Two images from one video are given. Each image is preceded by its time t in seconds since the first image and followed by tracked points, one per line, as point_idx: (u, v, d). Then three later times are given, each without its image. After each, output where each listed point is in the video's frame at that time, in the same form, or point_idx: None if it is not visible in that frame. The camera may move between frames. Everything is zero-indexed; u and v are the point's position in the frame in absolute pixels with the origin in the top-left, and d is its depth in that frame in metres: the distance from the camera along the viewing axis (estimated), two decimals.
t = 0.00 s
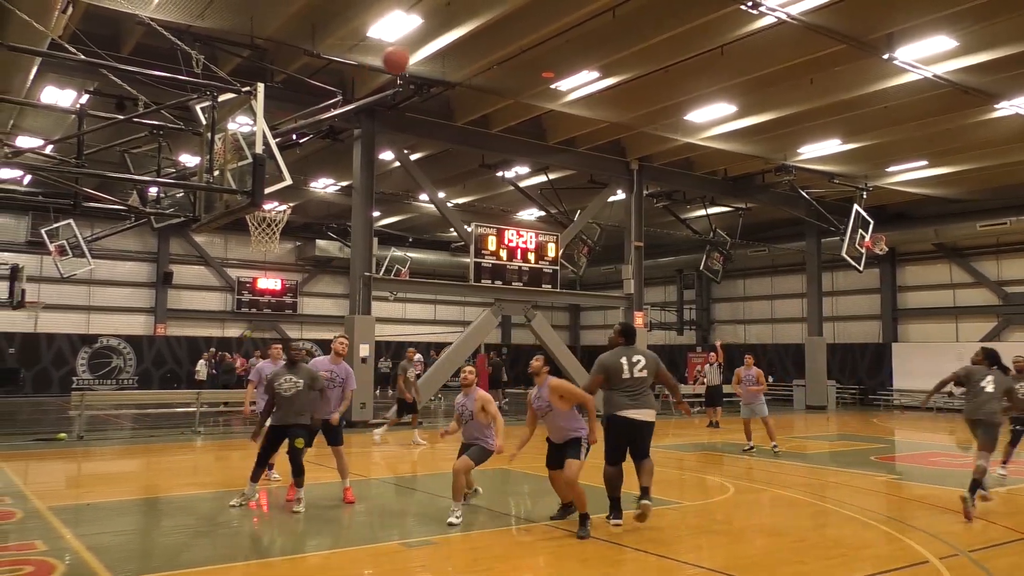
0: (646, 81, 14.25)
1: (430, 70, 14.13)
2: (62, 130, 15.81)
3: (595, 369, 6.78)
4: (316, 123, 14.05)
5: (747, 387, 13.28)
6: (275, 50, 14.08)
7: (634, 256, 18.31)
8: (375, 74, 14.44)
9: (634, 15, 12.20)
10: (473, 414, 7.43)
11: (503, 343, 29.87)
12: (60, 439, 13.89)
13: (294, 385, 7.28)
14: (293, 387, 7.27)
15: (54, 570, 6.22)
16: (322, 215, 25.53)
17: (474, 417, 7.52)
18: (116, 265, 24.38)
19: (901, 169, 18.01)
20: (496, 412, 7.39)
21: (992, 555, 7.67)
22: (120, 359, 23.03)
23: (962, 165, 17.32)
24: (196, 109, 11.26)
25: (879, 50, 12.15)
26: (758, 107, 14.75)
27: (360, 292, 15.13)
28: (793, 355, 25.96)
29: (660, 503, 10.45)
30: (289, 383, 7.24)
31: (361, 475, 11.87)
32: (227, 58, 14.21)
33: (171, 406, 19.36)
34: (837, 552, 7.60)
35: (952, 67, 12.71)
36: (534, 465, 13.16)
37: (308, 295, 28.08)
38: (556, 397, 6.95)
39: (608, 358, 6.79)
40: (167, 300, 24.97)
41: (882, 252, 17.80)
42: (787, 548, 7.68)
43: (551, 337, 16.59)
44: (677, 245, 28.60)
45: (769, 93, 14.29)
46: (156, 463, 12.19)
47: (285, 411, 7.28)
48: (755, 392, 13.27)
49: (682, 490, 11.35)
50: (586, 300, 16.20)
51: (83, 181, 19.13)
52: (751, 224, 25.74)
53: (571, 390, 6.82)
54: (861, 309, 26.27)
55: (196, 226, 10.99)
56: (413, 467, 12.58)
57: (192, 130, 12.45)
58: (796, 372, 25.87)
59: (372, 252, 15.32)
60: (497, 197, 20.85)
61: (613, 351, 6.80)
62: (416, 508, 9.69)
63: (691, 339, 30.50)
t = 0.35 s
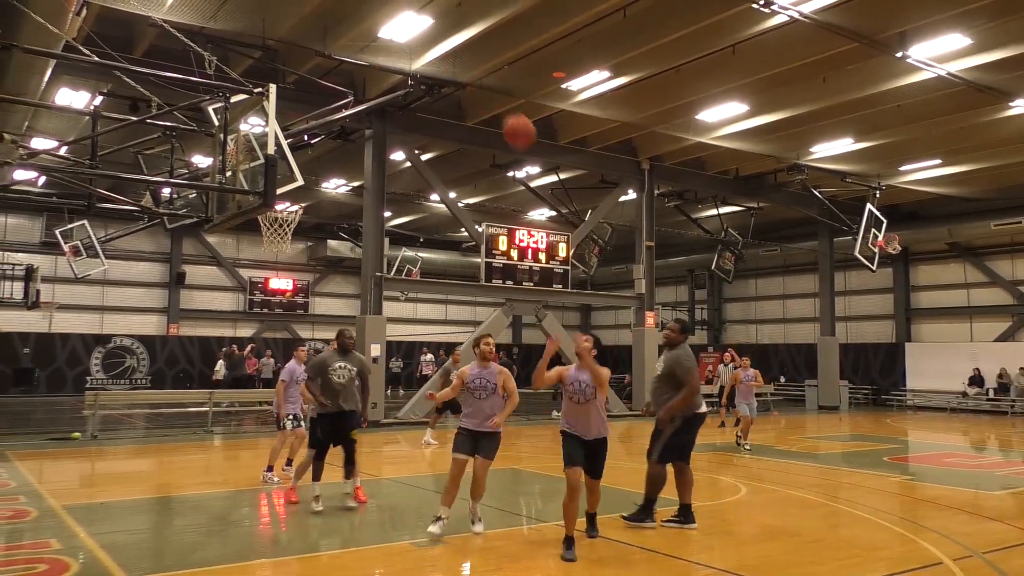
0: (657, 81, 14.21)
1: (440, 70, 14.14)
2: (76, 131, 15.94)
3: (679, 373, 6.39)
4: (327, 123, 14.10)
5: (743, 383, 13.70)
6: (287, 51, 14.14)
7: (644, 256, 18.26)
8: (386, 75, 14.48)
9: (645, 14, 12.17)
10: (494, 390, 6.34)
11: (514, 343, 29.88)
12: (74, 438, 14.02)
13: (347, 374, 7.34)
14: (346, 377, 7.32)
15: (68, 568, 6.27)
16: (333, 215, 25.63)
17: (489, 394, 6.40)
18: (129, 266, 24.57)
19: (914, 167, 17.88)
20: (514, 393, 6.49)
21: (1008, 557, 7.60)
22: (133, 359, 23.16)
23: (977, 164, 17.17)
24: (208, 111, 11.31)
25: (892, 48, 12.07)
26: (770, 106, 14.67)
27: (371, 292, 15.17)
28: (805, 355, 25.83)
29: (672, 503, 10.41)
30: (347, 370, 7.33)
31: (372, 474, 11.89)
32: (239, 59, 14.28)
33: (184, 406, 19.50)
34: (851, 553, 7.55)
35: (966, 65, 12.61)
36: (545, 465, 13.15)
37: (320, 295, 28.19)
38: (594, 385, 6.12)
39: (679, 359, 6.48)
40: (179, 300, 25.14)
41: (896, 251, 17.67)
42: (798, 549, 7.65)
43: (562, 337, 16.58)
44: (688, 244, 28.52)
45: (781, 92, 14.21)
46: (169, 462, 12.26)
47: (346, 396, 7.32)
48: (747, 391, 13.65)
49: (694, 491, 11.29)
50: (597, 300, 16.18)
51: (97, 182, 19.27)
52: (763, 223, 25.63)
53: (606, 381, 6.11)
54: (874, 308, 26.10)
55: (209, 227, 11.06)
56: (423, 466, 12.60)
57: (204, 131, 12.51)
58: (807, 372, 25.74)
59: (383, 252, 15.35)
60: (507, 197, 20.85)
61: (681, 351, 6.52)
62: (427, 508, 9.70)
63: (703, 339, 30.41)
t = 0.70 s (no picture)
0: (628, 82, 14.30)
1: (411, 68, 14.09)
2: (38, 127, 15.61)
3: (712, 382, 6.71)
4: (297, 121, 13.97)
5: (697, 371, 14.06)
6: (256, 48, 14.00)
7: (614, 256, 18.35)
8: (357, 73, 14.39)
9: (615, 15, 12.24)
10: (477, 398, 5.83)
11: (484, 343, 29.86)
12: (34, 440, 13.71)
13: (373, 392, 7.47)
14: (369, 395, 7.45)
15: (26, 572, 6.14)
16: (302, 214, 25.43)
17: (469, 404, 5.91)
18: (92, 264, 24.11)
19: (878, 170, 18.21)
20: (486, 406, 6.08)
21: (966, 552, 7.76)
22: (96, 359, 22.69)
23: (939, 167, 17.52)
24: (175, 107, 11.14)
25: (858, 52, 12.29)
26: (739, 108, 14.83)
27: (340, 291, 15.05)
28: (771, 355, 26.17)
29: (640, 502, 10.48)
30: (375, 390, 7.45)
31: (341, 475, 11.81)
32: (206, 55, 14.10)
33: (147, 406, 19.19)
34: (814, 549, 7.64)
35: (928, 70, 12.87)
36: (514, 465, 13.16)
37: (288, 294, 27.92)
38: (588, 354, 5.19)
39: (705, 367, 6.80)
40: (144, 299, 24.73)
41: (860, 253, 17.96)
42: (766, 546, 7.69)
43: (532, 337, 16.61)
44: (657, 245, 28.76)
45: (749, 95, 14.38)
46: (132, 464, 12.05)
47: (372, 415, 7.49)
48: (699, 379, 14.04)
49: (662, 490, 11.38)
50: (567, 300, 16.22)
51: (58, 179, 18.88)
52: (731, 224, 25.92)
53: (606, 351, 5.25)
54: (838, 309, 26.53)
55: (175, 225, 10.90)
56: (392, 466, 12.55)
57: (170, 128, 12.31)
58: (774, 371, 26.08)
59: (352, 251, 15.25)
60: (478, 196, 20.84)
61: (704, 358, 6.84)
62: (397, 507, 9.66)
63: (671, 339, 30.65)
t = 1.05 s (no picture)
0: (590, 83, 14.35)
1: (374, 66, 13.98)
2: None
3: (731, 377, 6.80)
4: (257, 117, 13.78)
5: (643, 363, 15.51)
6: (215, 43, 13.77)
7: (577, 256, 18.42)
8: (318, 70, 14.24)
9: (578, 16, 12.28)
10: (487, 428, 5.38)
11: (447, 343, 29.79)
12: None
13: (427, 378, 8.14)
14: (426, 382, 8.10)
15: None
16: (261, 212, 25.08)
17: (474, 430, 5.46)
18: (44, 262, 23.49)
19: (835, 173, 18.56)
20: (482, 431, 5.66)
21: (915, 546, 7.95)
22: (48, 359, 22.09)
23: (893, 169, 17.91)
24: (130, 102, 10.87)
25: (815, 56, 12.51)
26: (700, 110, 14.97)
27: (301, 290, 14.88)
28: (731, 354, 26.53)
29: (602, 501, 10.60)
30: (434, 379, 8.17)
31: (301, 476, 11.68)
32: (164, 50, 13.82)
33: (99, 407, 18.75)
34: (769, 546, 7.75)
35: (883, 75, 13.13)
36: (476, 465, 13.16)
37: (247, 293, 27.54)
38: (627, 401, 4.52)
39: (722, 367, 6.84)
40: (98, 298, 24.17)
41: (817, 253, 18.30)
42: (723, 544, 7.75)
43: (494, 336, 16.63)
44: (619, 245, 28.97)
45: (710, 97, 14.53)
46: (86, 466, 11.77)
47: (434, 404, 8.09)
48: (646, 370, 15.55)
49: (623, 488, 11.46)
50: (530, 299, 16.25)
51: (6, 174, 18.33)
52: (692, 225, 26.20)
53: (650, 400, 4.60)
54: (796, 308, 26.98)
55: (130, 222, 10.66)
56: (353, 467, 12.46)
57: (125, 123, 11.99)
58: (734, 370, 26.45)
59: (314, 250, 15.10)
60: (441, 195, 20.76)
61: (719, 357, 6.87)
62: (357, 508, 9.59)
63: (633, 338, 30.89)
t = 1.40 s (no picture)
0: (549, 82, 14.39)
1: (331, 62, 13.83)
2: None
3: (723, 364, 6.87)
4: (211, 113, 13.54)
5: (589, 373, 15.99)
6: (168, 37, 13.49)
7: (536, 255, 18.48)
8: (274, 65, 14.04)
9: (536, 16, 12.31)
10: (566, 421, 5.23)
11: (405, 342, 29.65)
12: None
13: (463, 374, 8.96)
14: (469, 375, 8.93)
15: None
16: (215, 208, 24.67)
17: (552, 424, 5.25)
18: None
19: (788, 175, 18.91)
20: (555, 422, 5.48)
21: (862, 540, 8.14)
22: None
23: (845, 172, 18.31)
24: (79, 95, 10.55)
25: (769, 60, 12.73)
26: (657, 111, 15.11)
27: (256, 289, 14.69)
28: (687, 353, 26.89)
29: (558, 498, 10.73)
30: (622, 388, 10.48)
31: (254, 476, 11.52)
32: (114, 42, 13.50)
33: (42, 408, 18.24)
34: (721, 542, 7.85)
35: (834, 80, 13.39)
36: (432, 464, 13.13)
37: (200, 291, 27.10)
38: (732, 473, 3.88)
39: (714, 356, 6.88)
40: (44, 296, 23.50)
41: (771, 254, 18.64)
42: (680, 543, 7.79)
43: (451, 335, 16.63)
44: (577, 244, 29.15)
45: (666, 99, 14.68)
46: (31, 469, 11.43)
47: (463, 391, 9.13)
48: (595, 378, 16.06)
49: (580, 487, 11.54)
50: (489, 298, 16.25)
51: None
52: (649, 225, 26.48)
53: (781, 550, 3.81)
54: (749, 308, 27.45)
55: (77, 218, 10.39)
56: (308, 467, 12.33)
57: (73, 116, 11.42)
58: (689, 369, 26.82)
59: (270, 248, 14.90)
60: (398, 193, 20.66)
61: (711, 346, 6.92)
62: (310, 509, 9.50)
63: (591, 337, 31.11)
